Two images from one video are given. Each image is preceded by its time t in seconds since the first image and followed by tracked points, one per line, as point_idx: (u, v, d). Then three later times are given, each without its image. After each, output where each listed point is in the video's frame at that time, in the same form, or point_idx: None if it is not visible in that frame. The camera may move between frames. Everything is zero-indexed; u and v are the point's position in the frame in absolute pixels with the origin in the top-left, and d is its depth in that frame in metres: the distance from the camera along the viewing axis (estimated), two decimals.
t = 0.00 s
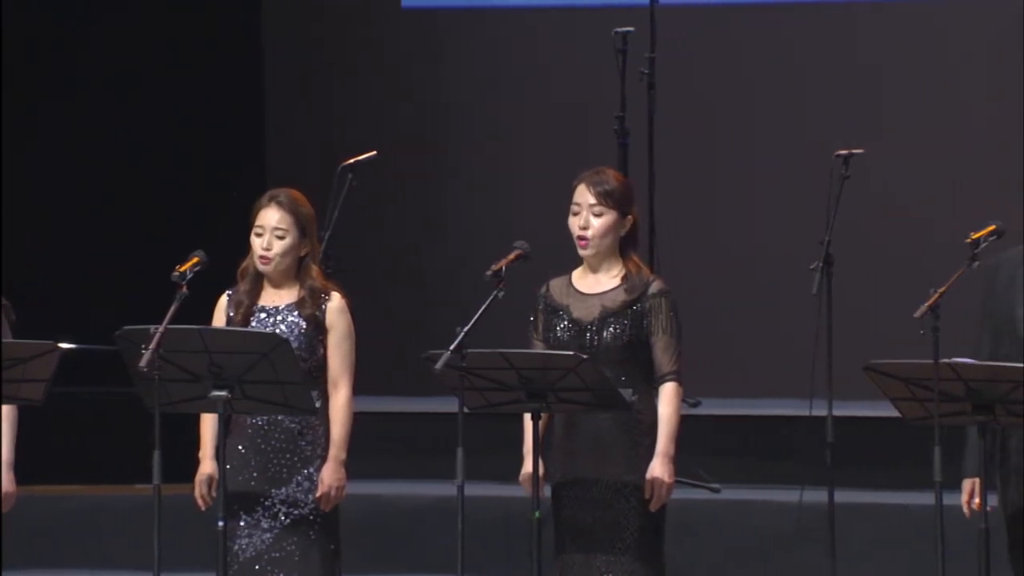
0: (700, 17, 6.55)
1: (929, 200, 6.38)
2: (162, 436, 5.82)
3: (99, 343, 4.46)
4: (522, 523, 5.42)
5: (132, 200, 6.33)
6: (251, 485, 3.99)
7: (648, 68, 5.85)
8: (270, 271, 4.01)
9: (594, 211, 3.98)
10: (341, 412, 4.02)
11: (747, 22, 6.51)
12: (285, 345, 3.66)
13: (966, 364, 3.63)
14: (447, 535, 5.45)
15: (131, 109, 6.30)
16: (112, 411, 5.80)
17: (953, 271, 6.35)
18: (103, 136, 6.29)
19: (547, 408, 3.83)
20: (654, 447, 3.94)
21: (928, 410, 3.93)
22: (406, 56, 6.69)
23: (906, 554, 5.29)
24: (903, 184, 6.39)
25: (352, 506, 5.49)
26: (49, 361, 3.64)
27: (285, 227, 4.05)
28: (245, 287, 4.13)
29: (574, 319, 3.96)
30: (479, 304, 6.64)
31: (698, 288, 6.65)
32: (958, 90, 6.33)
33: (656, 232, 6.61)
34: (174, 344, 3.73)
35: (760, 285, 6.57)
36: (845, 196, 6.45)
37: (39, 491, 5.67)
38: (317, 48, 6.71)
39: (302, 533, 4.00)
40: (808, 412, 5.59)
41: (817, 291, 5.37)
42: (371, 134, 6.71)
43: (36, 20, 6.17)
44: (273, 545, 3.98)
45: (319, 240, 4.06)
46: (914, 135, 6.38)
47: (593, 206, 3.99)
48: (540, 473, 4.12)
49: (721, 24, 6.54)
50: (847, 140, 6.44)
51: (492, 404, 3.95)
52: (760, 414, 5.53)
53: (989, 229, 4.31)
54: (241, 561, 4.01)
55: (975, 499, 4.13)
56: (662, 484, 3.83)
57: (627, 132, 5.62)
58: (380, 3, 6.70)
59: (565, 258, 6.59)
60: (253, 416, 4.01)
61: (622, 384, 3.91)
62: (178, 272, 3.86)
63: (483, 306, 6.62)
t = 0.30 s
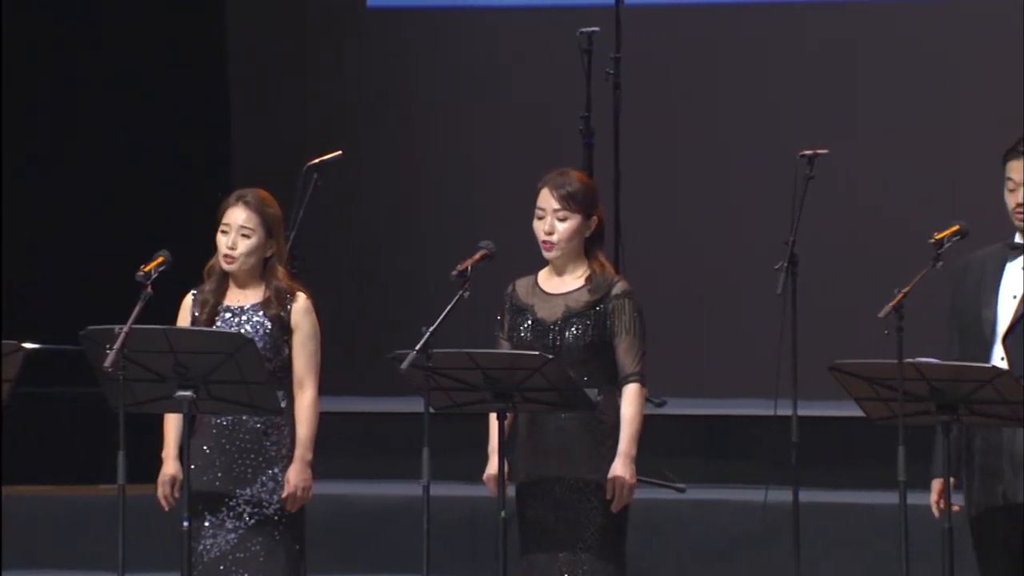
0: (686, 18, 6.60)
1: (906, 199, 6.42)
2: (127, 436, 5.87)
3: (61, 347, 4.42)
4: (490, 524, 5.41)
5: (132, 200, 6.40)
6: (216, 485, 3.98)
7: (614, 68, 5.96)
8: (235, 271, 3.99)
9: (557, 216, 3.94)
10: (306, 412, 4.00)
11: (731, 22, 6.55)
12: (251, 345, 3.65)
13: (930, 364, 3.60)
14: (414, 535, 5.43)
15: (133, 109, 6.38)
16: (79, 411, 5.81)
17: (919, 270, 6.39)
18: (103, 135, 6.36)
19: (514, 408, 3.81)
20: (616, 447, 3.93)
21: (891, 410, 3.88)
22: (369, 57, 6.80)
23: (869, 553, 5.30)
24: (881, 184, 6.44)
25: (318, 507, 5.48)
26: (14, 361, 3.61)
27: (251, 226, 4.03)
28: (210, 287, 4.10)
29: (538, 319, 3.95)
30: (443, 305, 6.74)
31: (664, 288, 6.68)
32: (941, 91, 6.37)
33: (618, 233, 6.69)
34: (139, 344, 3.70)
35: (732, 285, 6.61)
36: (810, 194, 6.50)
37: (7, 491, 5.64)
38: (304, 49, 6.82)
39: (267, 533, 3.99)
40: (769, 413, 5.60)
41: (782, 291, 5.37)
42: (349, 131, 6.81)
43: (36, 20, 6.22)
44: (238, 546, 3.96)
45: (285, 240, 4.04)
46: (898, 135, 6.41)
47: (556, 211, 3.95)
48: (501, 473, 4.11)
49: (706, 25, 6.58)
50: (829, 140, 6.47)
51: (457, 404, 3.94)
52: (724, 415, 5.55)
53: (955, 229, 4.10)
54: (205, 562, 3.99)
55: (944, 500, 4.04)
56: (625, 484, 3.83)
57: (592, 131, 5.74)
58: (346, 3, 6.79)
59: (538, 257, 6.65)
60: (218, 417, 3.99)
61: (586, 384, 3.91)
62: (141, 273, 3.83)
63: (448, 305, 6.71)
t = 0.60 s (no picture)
0: (659, 18, 6.64)
1: (876, 199, 6.46)
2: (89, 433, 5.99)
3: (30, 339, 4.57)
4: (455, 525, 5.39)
5: (132, 200, 6.54)
6: (179, 485, 3.91)
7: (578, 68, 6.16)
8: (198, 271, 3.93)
9: (523, 214, 3.93)
10: (269, 412, 3.93)
11: (703, 23, 6.60)
12: (215, 346, 3.58)
13: (894, 365, 3.52)
14: (377, 535, 5.43)
15: (133, 108, 6.58)
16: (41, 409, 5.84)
17: (882, 270, 6.43)
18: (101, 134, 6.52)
19: (478, 408, 3.80)
20: (579, 448, 3.90)
21: (855, 410, 3.80)
22: (334, 58, 6.88)
23: (832, 552, 5.28)
24: (852, 184, 6.48)
25: (281, 506, 5.48)
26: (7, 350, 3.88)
27: (214, 226, 3.97)
28: (174, 287, 4.03)
29: (501, 320, 3.93)
30: (407, 305, 6.82)
31: (627, 288, 6.75)
32: (910, 90, 6.39)
33: (582, 234, 6.75)
34: (102, 343, 3.63)
35: (702, 286, 6.66)
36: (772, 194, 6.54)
37: None
38: (283, 51, 6.90)
39: (230, 534, 3.93)
40: (735, 413, 5.60)
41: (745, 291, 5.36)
42: (324, 133, 6.89)
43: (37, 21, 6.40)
44: (201, 546, 3.90)
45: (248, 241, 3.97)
46: (867, 134, 6.45)
47: (521, 208, 3.94)
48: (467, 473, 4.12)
49: (678, 25, 6.63)
50: (800, 140, 6.51)
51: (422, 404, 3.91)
52: (690, 415, 5.56)
53: (918, 229, 3.91)
54: (168, 562, 3.93)
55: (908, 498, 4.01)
56: (587, 485, 3.79)
57: (557, 130, 5.99)
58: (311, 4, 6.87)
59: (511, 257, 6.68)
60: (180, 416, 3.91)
61: (550, 385, 3.87)
62: (104, 273, 3.81)
63: (413, 305, 6.80)
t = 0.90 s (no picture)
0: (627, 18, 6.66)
1: (840, 198, 6.48)
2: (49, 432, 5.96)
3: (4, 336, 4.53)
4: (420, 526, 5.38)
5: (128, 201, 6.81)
6: (142, 485, 3.88)
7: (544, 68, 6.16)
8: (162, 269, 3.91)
9: (492, 211, 3.95)
10: (234, 413, 3.91)
11: (671, 23, 6.62)
12: (181, 346, 3.55)
13: (858, 364, 3.54)
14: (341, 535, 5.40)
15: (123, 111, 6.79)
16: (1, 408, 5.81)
17: (845, 270, 6.47)
18: (98, 136, 6.81)
19: (444, 408, 3.79)
20: (542, 448, 3.89)
21: (819, 409, 3.81)
22: (299, 57, 6.86)
23: (796, 552, 5.29)
24: (817, 183, 6.50)
25: (245, 508, 5.45)
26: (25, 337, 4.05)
27: (178, 226, 3.94)
28: (140, 286, 4.02)
29: (466, 319, 3.93)
30: (372, 306, 6.81)
31: (592, 288, 6.77)
32: (875, 89, 6.41)
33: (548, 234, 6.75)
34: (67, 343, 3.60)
35: (667, 287, 6.69)
36: (738, 194, 6.57)
37: None
38: (250, 51, 6.88)
39: (194, 533, 3.91)
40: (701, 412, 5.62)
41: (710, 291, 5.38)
42: (291, 134, 6.87)
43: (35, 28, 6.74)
44: (164, 546, 3.88)
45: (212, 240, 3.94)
46: (835, 134, 6.47)
47: (490, 205, 3.95)
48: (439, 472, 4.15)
49: (647, 24, 6.64)
50: (767, 139, 6.53)
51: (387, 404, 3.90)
52: (657, 415, 5.58)
53: (882, 229, 3.92)
54: (131, 562, 3.90)
55: (868, 497, 4.00)
56: (550, 484, 3.77)
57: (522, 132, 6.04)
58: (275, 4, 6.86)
59: (477, 256, 6.67)
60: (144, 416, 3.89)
61: (515, 385, 3.87)
62: (70, 272, 3.80)
63: (377, 305, 6.78)
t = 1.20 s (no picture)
0: (596, 17, 6.67)
1: (808, 199, 6.51)
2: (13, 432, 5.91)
3: None
4: (387, 527, 5.36)
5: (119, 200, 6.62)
6: (108, 485, 3.86)
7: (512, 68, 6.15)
8: (130, 268, 3.88)
9: (464, 208, 3.95)
10: (201, 413, 3.89)
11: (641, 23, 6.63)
12: (148, 345, 3.53)
13: (825, 364, 3.55)
14: (308, 535, 5.38)
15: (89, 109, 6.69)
16: None
17: (812, 270, 6.50)
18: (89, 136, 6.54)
19: (412, 408, 3.78)
20: (508, 449, 3.88)
21: (786, 409, 3.82)
22: (266, 56, 6.84)
23: (764, 552, 5.30)
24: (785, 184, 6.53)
25: (213, 508, 5.42)
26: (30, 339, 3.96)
27: (146, 226, 3.91)
28: (106, 284, 3.98)
29: (434, 318, 3.92)
30: (341, 306, 6.79)
31: (560, 288, 6.78)
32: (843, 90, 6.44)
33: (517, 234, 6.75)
34: (33, 343, 3.57)
35: (635, 287, 6.70)
36: (705, 195, 6.59)
37: None
38: (218, 49, 6.85)
39: (160, 533, 3.88)
40: (669, 412, 5.63)
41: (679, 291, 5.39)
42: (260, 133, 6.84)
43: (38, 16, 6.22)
44: (130, 546, 3.85)
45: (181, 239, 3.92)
46: (804, 134, 6.50)
47: (463, 202, 3.95)
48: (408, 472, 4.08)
49: (619, 23, 6.64)
50: (735, 140, 6.56)
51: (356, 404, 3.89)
52: (624, 414, 5.59)
53: (849, 229, 3.92)
54: (96, 562, 3.87)
55: (836, 497, 4.01)
56: (515, 485, 3.76)
57: (490, 132, 6.02)
58: (242, 3, 6.84)
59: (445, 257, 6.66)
60: (111, 416, 3.86)
61: (483, 385, 3.86)
62: (36, 272, 3.77)
63: (345, 306, 6.76)
